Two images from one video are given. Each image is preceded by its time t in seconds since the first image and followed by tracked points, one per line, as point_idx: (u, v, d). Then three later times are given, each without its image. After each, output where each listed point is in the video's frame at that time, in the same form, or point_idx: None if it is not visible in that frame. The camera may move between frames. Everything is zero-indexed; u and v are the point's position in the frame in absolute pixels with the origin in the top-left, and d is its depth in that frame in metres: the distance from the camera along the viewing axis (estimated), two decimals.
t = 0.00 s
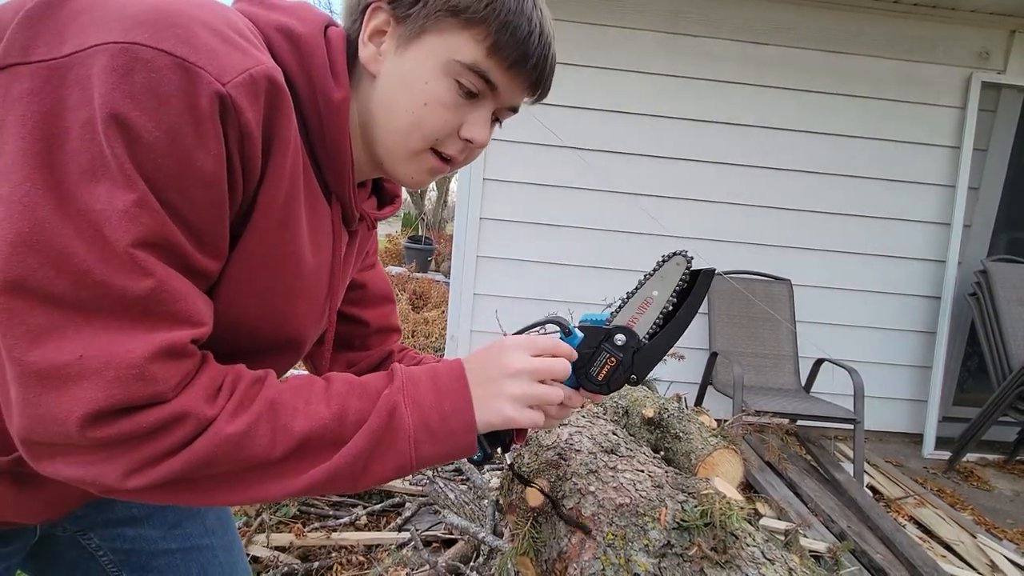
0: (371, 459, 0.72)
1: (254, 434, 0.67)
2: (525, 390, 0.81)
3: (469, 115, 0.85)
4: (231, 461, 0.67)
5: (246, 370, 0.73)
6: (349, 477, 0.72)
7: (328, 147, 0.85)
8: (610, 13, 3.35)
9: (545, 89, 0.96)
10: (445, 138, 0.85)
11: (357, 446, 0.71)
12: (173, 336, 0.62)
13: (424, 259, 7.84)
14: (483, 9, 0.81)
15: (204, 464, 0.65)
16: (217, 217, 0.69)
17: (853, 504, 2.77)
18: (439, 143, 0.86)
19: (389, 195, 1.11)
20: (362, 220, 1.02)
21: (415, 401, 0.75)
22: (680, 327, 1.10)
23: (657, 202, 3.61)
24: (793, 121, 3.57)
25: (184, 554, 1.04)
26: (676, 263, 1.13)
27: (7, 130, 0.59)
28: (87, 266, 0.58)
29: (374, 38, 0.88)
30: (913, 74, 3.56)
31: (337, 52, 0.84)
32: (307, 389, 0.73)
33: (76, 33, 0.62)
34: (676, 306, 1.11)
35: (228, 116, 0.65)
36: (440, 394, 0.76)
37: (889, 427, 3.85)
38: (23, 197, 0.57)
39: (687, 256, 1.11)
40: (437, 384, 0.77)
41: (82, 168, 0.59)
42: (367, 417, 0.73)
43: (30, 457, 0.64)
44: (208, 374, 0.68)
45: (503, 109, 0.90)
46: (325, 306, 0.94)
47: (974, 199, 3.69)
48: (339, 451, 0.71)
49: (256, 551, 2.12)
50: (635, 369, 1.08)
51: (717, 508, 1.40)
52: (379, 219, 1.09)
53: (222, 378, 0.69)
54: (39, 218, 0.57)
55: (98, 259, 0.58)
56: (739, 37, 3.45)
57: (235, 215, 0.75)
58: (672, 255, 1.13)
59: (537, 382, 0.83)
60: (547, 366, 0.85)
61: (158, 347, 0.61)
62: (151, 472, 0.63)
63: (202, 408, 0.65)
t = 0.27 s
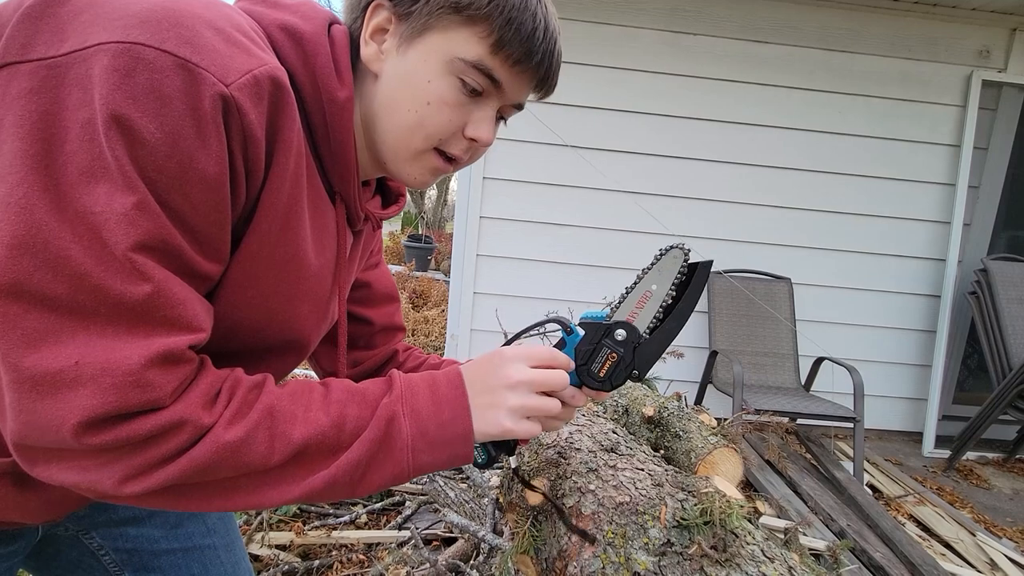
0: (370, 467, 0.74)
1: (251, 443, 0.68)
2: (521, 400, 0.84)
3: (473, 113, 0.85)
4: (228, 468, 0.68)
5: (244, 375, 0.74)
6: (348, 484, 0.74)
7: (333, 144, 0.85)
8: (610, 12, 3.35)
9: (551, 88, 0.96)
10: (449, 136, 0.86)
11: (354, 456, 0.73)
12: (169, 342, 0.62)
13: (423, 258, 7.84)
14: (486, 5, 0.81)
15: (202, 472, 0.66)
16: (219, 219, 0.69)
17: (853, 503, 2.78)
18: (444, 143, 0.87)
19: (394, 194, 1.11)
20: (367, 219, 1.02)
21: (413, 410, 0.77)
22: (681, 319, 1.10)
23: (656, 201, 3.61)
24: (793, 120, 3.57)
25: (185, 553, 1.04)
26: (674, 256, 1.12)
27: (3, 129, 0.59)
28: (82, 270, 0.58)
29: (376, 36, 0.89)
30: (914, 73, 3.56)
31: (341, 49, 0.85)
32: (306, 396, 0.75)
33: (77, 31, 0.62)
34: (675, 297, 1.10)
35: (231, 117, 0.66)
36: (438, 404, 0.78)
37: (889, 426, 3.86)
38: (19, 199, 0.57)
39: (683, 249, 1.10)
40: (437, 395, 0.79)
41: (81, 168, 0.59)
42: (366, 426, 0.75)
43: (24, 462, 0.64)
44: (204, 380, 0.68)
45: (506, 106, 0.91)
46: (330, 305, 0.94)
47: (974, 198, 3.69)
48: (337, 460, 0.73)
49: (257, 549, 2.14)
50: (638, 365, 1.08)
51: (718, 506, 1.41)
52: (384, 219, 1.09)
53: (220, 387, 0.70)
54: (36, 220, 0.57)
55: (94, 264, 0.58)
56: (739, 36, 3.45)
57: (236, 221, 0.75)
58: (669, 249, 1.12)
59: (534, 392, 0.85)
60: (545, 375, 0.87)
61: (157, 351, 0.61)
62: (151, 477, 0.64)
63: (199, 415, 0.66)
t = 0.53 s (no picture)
0: (334, 487, 0.67)
1: (207, 451, 0.63)
2: (506, 438, 0.71)
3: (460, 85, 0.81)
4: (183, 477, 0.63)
5: (208, 377, 0.67)
6: (311, 503, 0.68)
7: (335, 144, 0.85)
8: (611, 11, 3.36)
9: (550, 65, 0.93)
10: (441, 113, 0.81)
11: (317, 478, 0.66)
12: (135, 344, 0.59)
13: (424, 257, 7.86)
14: None
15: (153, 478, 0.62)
16: (207, 218, 0.67)
17: (853, 502, 2.78)
18: (436, 121, 0.82)
19: (397, 197, 1.12)
20: (369, 222, 1.02)
21: (387, 430, 0.68)
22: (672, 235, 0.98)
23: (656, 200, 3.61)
24: (793, 119, 3.57)
25: (188, 554, 1.04)
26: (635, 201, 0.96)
27: None
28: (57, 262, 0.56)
29: (368, 34, 0.89)
30: (914, 72, 3.56)
31: (345, 49, 0.85)
32: (272, 403, 0.68)
33: (76, 23, 0.61)
34: (659, 224, 0.97)
35: (224, 116, 0.65)
36: (414, 426, 0.69)
37: (889, 425, 3.87)
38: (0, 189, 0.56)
39: (641, 192, 0.94)
40: (411, 420, 0.69)
41: (66, 160, 0.57)
42: (333, 443, 0.67)
43: None
44: (166, 383, 0.63)
45: (506, 84, 0.85)
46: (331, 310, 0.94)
47: (974, 197, 3.70)
48: (300, 478, 0.67)
49: (257, 548, 2.16)
50: (657, 301, 1.00)
51: (718, 505, 1.41)
52: (387, 221, 1.10)
53: (181, 389, 0.64)
54: (10, 211, 0.56)
55: (66, 258, 0.56)
56: (739, 35, 3.45)
57: (230, 222, 0.74)
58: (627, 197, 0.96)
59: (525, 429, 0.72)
60: (541, 414, 0.73)
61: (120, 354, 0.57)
62: (102, 478, 0.61)
63: (153, 418, 0.61)
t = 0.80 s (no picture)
0: (259, 519, 0.62)
1: (130, 459, 0.58)
2: (450, 492, 0.63)
3: (474, 93, 0.82)
4: (107, 482, 0.59)
5: (145, 378, 0.62)
6: (233, 532, 0.63)
7: (335, 141, 0.85)
8: (611, 11, 3.36)
9: (558, 88, 0.96)
10: (449, 116, 0.82)
11: (240, 506, 0.61)
12: (73, 341, 0.55)
13: (425, 257, 7.88)
14: None
15: (70, 477, 0.58)
16: (186, 213, 0.64)
17: (853, 501, 2.79)
18: (443, 122, 0.82)
19: (401, 195, 1.12)
20: (372, 220, 1.02)
21: (323, 463, 0.63)
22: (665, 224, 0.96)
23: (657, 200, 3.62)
24: (793, 119, 3.58)
25: (194, 554, 1.05)
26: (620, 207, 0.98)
27: None
28: (9, 249, 0.54)
29: (384, 32, 0.89)
30: (914, 71, 3.57)
31: (344, 48, 0.86)
32: (208, 415, 0.63)
33: (69, 16, 0.61)
34: (647, 218, 0.96)
35: (212, 109, 0.64)
36: (355, 461, 0.63)
37: (889, 425, 3.87)
38: None
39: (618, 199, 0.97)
40: (355, 451, 0.64)
41: (37, 146, 0.56)
42: (263, 470, 0.62)
43: None
44: (98, 380, 0.59)
45: (514, 91, 0.86)
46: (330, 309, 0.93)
47: (974, 196, 3.70)
48: (223, 502, 0.62)
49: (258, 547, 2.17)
50: (669, 289, 1.00)
51: (718, 505, 1.42)
52: (392, 220, 1.10)
53: (114, 387, 0.59)
54: None
55: (22, 245, 0.54)
56: (739, 34, 3.46)
57: (220, 218, 0.73)
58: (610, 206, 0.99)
59: (473, 486, 0.64)
60: (492, 471, 0.65)
61: (55, 349, 0.54)
62: (19, 475, 0.56)
63: (75, 416, 0.57)
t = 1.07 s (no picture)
0: (256, 519, 0.64)
1: (131, 457, 0.59)
2: (447, 490, 0.67)
3: (482, 95, 0.82)
4: (106, 480, 0.60)
5: (146, 376, 0.63)
6: (230, 530, 0.64)
7: (338, 141, 0.85)
8: (611, 11, 3.37)
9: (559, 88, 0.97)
10: (458, 116, 0.82)
11: (241, 504, 0.62)
12: (73, 339, 0.55)
13: (425, 257, 7.88)
14: None
15: (70, 475, 0.58)
16: (189, 213, 0.64)
17: (853, 501, 2.79)
18: (452, 122, 0.83)
19: (402, 195, 1.12)
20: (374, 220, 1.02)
21: (322, 463, 0.64)
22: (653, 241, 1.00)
23: (657, 200, 3.62)
24: (793, 118, 3.58)
25: (196, 554, 1.06)
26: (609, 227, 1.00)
27: None
28: (6, 249, 0.53)
29: (390, 31, 0.89)
30: (914, 71, 3.57)
31: (348, 48, 0.86)
32: (206, 414, 0.64)
33: (72, 16, 0.61)
34: (635, 235, 1.00)
35: (216, 110, 0.64)
36: (353, 462, 0.65)
37: (889, 424, 3.87)
38: None
39: (606, 219, 0.99)
40: (353, 452, 0.66)
41: (36, 143, 0.55)
42: (261, 468, 0.63)
43: None
44: (99, 377, 0.59)
45: (518, 95, 0.87)
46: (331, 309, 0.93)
47: (974, 195, 3.71)
48: (222, 501, 0.63)
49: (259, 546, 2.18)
50: (661, 302, 1.02)
51: (717, 504, 1.43)
52: (393, 219, 1.10)
53: (114, 384, 0.60)
54: None
55: (21, 243, 0.54)
56: (739, 34, 3.46)
57: (223, 218, 0.73)
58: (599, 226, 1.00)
59: (469, 485, 0.68)
60: (487, 471, 0.69)
61: (57, 347, 0.54)
62: (19, 472, 0.57)
63: (74, 412, 0.57)
